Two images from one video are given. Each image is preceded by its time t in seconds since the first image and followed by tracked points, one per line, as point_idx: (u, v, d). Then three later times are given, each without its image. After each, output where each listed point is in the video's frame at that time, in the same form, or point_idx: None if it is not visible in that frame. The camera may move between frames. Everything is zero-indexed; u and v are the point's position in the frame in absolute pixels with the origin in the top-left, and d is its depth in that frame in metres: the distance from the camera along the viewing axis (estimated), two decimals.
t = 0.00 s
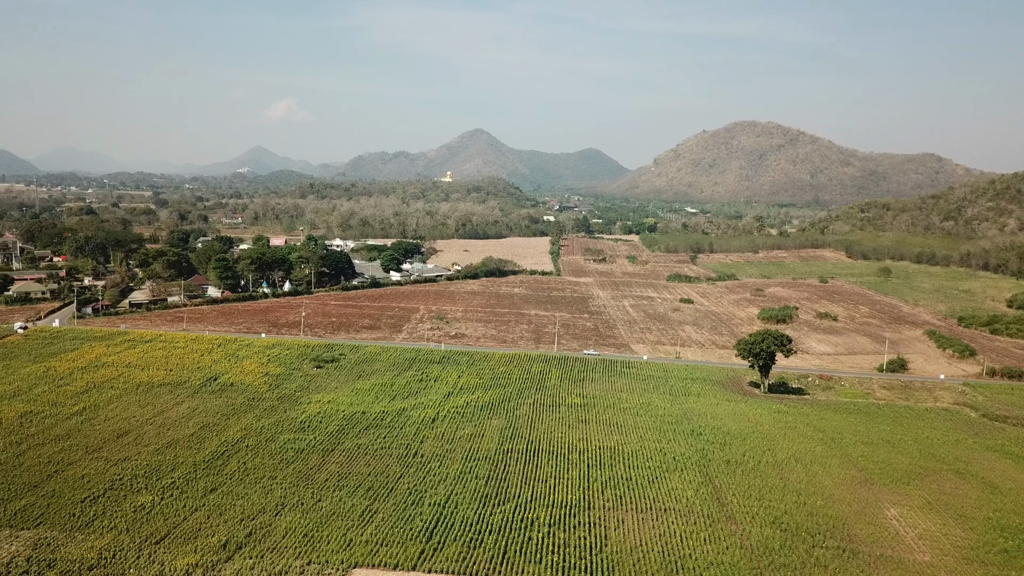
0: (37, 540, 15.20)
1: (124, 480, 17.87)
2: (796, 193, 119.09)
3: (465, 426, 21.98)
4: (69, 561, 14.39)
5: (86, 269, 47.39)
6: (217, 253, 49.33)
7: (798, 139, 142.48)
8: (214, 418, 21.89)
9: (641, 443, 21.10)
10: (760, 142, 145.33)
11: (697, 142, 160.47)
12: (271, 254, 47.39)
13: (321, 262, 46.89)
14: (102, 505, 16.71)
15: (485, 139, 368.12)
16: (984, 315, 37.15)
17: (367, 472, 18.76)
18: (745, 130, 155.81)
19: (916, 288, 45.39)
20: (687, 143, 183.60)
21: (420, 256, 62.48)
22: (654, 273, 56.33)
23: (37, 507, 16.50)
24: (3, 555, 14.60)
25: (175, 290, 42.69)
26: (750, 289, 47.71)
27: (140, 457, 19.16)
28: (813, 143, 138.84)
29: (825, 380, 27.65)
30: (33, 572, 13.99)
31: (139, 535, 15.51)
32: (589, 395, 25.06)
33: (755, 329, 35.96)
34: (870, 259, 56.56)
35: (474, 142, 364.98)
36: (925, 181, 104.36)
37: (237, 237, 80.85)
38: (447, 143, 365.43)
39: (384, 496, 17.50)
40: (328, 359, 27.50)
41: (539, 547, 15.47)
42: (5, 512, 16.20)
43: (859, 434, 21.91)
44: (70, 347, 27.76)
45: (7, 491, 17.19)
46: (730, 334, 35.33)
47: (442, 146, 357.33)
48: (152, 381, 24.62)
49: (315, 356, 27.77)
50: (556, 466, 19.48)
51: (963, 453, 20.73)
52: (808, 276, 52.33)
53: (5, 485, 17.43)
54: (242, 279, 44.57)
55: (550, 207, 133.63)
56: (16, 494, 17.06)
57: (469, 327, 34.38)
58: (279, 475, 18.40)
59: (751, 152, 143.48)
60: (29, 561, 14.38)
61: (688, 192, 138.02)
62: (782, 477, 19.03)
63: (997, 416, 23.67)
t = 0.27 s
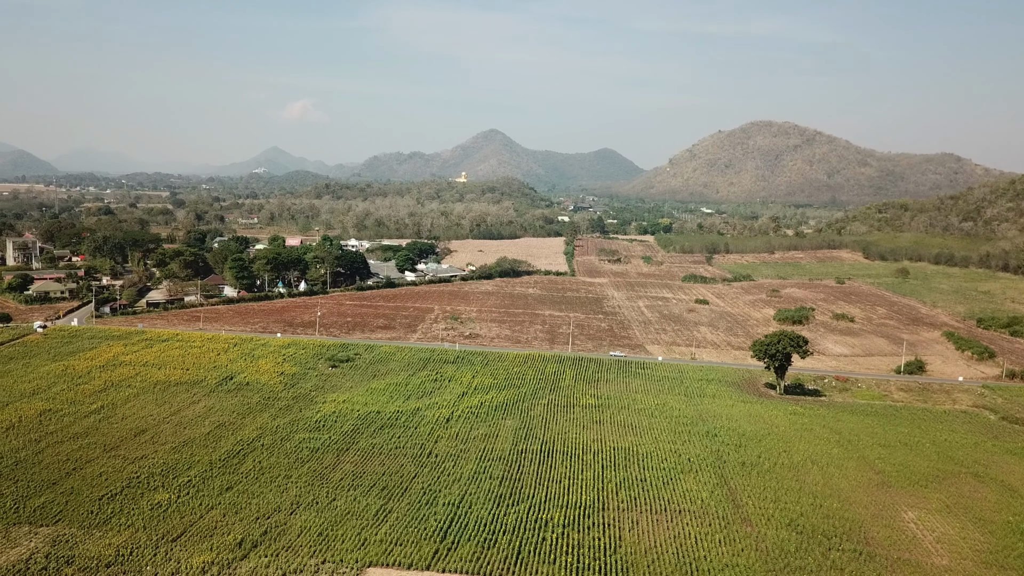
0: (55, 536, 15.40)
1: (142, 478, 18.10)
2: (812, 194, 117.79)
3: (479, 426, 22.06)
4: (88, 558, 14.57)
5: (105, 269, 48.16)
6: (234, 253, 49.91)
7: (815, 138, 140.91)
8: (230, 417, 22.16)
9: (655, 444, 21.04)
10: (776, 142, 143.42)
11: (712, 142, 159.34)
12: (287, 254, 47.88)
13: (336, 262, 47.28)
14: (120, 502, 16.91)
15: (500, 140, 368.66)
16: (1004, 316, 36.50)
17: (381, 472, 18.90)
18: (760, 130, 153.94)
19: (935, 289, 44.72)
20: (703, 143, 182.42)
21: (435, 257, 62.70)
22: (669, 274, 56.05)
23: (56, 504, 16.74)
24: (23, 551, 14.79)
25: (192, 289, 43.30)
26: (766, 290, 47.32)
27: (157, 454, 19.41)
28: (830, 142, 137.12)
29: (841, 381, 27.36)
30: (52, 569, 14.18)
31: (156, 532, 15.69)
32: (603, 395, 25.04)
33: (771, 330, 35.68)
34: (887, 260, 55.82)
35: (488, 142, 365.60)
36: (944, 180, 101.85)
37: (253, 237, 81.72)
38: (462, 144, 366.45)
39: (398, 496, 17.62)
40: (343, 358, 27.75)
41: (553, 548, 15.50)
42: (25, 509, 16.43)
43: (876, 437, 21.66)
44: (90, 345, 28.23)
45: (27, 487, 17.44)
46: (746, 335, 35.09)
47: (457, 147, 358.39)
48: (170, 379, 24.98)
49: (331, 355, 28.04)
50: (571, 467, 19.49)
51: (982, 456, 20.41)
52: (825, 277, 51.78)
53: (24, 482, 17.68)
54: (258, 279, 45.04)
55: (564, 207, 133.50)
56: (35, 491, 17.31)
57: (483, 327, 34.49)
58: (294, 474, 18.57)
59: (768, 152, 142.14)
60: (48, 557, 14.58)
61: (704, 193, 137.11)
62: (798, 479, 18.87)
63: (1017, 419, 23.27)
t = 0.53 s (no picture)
0: (74, 533, 15.60)
1: (158, 476, 18.31)
2: (829, 194, 116.33)
3: (494, 426, 22.14)
4: (105, 556, 14.75)
5: (123, 269, 48.90)
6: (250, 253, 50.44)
7: (832, 138, 139.24)
8: (246, 416, 22.39)
9: (670, 445, 20.97)
10: (793, 141, 141.56)
11: (728, 142, 158.11)
12: (303, 254, 48.31)
13: (351, 262, 47.62)
14: (137, 500, 17.11)
15: (515, 140, 368.89)
16: None
17: (396, 471, 19.02)
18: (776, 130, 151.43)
19: (954, 290, 44.05)
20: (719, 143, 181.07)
21: (450, 257, 62.88)
22: (684, 274, 55.74)
23: (75, 500, 16.97)
24: (42, 547, 15.00)
25: (208, 289, 43.83)
26: (782, 290, 46.87)
27: (174, 453, 19.65)
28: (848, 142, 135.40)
29: (858, 383, 27.03)
30: (70, 565, 14.35)
31: (173, 530, 15.86)
32: (617, 396, 24.98)
33: (787, 331, 35.35)
34: (905, 260, 55.06)
35: (503, 142, 365.89)
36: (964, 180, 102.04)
37: (269, 237, 82.51)
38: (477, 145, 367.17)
39: (412, 495, 17.72)
40: (358, 358, 27.97)
41: (567, 549, 15.51)
42: (44, 506, 16.66)
43: (893, 439, 21.40)
44: (108, 344, 28.70)
45: (46, 484, 17.69)
46: (762, 336, 34.81)
47: (471, 147, 359.16)
48: (187, 378, 25.30)
49: (346, 355, 28.29)
50: (585, 468, 19.50)
51: (1002, 459, 20.08)
52: (842, 277, 51.18)
53: (44, 479, 17.93)
54: (274, 278, 45.50)
55: (578, 207, 133.22)
56: (54, 488, 17.53)
57: (497, 327, 34.57)
58: (309, 474, 18.72)
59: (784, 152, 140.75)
60: (67, 554, 14.77)
61: (720, 193, 136.10)
62: (813, 481, 18.70)
63: None
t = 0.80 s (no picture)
0: (92, 530, 15.82)
1: (175, 474, 18.55)
2: (847, 194, 114.79)
3: (508, 426, 22.19)
4: (123, 553, 14.95)
5: (141, 269, 49.66)
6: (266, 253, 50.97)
7: (849, 138, 137.53)
8: (262, 416, 22.64)
9: (685, 446, 20.88)
10: (810, 141, 138.29)
11: (744, 142, 156.74)
12: (318, 254, 48.74)
13: (367, 262, 47.94)
14: (154, 498, 17.34)
15: (530, 140, 368.93)
16: None
17: (410, 471, 19.14)
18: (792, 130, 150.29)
19: (973, 292, 43.33)
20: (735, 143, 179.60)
21: (464, 257, 63.08)
22: (700, 275, 55.38)
23: (94, 497, 17.23)
24: (61, 544, 15.23)
25: (225, 289, 44.38)
26: (799, 291, 46.39)
27: (190, 451, 19.90)
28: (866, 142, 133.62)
29: (876, 385, 26.69)
30: (89, 561, 14.56)
31: (189, 528, 16.06)
32: (633, 397, 24.91)
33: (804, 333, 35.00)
34: (923, 261, 54.25)
35: (518, 142, 365.96)
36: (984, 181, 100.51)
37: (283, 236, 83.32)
38: (492, 145, 367.72)
39: (427, 495, 17.83)
40: (373, 358, 28.19)
41: (581, 549, 15.52)
42: (63, 503, 16.93)
43: (912, 441, 21.12)
44: (126, 343, 29.17)
45: (65, 482, 17.97)
46: (778, 337, 34.51)
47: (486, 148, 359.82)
48: (204, 377, 25.65)
49: (361, 355, 28.52)
50: (600, 468, 19.48)
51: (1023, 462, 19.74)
52: (859, 278, 50.54)
53: (63, 476, 18.23)
54: (289, 278, 45.96)
55: (592, 207, 132.90)
56: (72, 485, 17.81)
57: (511, 328, 34.63)
58: (324, 473, 18.89)
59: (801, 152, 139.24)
60: (85, 551, 14.99)
61: (736, 193, 135.02)
62: (830, 484, 18.52)
63: None
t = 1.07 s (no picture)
0: (110, 527, 16.06)
1: (192, 472, 18.82)
2: (865, 194, 113.10)
3: (523, 426, 22.26)
4: (140, 549, 15.17)
5: (160, 268, 50.46)
6: (283, 253, 51.50)
7: (868, 138, 135.63)
8: (278, 414, 22.91)
9: (701, 447, 20.78)
10: (828, 141, 138.01)
11: (761, 142, 155.22)
12: (335, 254, 49.18)
13: (383, 262, 48.27)
14: (171, 495, 17.60)
15: (546, 140, 369.01)
16: None
17: (425, 470, 19.28)
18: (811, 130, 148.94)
19: (995, 293, 42.54)
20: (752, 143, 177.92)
21: (479, 257, 63.27)
22: (716, 276, 54.98)
23: (112, 494, 17.51)
24: (80, 540, 15.49)
25: (242, 289, 44.96)
26: (816, 292, 45.90)
27: (207, 450, 20.19)
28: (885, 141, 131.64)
29: (895, 387, 26.32)
30: (107, 558, 14.79)
31: (206, 526, 16.28)
32: (648, 398, 24.85)
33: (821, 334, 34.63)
34: (943, 263, 53.36)
35: (534, 143, 365.97)
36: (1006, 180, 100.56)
37: (299, 236, 84.14)
38: (508, 146, 368.20)
39: (442, 495, 17.93)
40: (388, 358, 28.40)
41: (596, 550, 15.52)
42: (82, 500, 17.23)
43: (930, 444, 20.82)
44: (144, 342, 29.64)
45: (85, 479, 18.29)
46: (795, 338, 34.19)
47: (502, 148, 360.22)
48: (222, 376, 26.02)
49: (377, 354, 28.77)
50: (615, 469, 19.46)
51: None
52: (878, 279, 49.88)
53: (82, 474, 18.56)
54: (306, 278, 46.42)
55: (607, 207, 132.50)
56: (91, 482, 18.12)
57: (526, 328, 34.70)
58: (340, 472, 19.09)
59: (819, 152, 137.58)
60: (103, 547, 15.22)
61: (753, 194, 133.82)
62: (847, 486, 18.34)
63: None
